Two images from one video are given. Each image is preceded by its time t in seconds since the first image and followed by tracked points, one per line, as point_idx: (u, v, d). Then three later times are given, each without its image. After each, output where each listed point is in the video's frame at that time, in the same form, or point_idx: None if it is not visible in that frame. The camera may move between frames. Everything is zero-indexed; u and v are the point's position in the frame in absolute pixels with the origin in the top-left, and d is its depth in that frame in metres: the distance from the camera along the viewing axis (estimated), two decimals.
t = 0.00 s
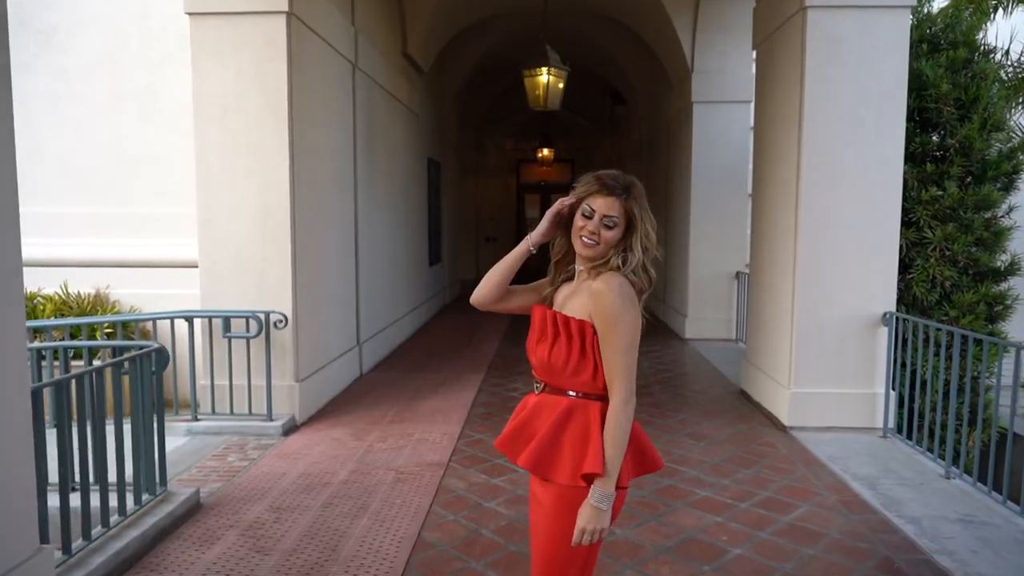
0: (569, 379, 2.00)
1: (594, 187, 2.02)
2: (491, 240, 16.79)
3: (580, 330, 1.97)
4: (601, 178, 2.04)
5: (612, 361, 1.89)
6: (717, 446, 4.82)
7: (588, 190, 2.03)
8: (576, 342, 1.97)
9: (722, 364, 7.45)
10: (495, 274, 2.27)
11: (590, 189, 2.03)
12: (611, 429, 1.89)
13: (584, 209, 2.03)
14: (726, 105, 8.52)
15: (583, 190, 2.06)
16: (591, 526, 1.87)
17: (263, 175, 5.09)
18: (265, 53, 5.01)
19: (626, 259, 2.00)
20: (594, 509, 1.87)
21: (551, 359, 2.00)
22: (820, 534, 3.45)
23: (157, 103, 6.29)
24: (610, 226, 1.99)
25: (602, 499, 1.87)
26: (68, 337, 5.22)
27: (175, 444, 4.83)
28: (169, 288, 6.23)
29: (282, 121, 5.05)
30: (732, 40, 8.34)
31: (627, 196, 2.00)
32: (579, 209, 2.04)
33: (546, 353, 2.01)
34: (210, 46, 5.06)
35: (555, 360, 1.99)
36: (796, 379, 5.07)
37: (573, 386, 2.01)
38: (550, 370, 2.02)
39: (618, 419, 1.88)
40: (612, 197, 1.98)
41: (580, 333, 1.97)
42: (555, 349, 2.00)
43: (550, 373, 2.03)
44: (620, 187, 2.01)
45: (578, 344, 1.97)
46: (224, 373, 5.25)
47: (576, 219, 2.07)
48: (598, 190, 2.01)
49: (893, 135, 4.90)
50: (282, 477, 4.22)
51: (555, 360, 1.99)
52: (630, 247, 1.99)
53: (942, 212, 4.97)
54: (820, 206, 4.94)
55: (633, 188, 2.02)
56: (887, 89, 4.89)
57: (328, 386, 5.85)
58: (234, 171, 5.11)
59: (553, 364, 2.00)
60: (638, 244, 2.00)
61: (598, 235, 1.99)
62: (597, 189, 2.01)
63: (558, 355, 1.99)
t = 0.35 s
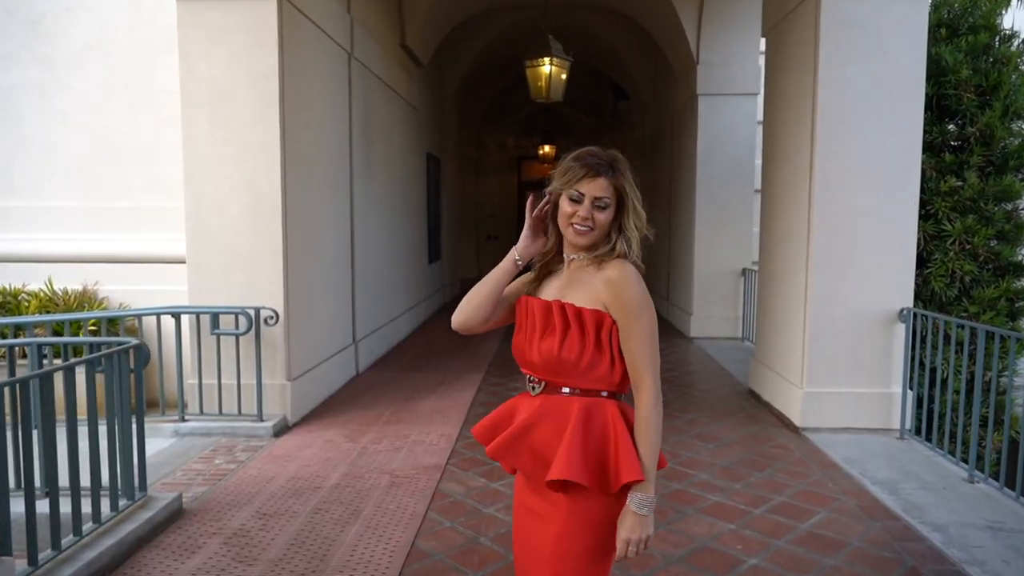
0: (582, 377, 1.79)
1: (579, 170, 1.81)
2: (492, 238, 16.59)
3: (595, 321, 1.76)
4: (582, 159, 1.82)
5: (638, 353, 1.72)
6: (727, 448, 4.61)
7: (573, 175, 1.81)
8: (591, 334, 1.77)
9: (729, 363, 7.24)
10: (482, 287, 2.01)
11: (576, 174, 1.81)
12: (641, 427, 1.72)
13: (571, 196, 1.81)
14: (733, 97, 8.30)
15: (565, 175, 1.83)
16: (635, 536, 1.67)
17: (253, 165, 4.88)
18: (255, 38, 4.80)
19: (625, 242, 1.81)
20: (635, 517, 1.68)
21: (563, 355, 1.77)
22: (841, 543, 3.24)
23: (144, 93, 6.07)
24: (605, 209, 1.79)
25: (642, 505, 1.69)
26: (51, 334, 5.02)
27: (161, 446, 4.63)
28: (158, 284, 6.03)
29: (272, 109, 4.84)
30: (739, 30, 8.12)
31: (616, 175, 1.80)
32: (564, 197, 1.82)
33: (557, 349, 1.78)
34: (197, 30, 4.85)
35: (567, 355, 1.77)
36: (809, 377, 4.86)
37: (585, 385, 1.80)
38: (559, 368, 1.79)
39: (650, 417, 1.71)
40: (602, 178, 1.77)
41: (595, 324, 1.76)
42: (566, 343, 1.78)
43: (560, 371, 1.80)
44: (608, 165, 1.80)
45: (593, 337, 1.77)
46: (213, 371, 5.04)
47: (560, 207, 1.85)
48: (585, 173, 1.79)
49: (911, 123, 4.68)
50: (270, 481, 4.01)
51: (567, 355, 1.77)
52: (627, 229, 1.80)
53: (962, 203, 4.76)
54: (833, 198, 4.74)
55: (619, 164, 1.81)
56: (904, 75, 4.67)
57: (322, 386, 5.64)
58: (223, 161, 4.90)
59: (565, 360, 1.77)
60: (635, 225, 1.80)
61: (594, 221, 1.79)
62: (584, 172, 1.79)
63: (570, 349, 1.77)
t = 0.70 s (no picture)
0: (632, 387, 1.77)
1: (556, 170, 1.76)
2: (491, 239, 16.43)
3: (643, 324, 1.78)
4: (550, 159, 1.78)
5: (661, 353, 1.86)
6: (733, 457, 4.44)
7: (550, 177, 1.75)
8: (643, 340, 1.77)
9: (733, 366, 7.07)
10: (469, 318, 1.74)
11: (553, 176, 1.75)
12: (669, 425, 1.85)
13: (554, 199, 1.75)
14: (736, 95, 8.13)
15: (539, 180, 1.77)
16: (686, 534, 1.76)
17: (242, 163, 4.71)
18: (244, 31, 4.63)
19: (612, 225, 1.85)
20: (683, 515, 1.76)
21: (631, 363, 1.72)
22: (858, 560, 3.07)
23: (133, 88, 5.90)
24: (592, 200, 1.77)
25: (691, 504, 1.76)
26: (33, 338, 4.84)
27: (145, 455, 4.45)
28: (147, 286, 5.86)
29: (262, 104, 4.67)
30: (743, 26, 7.94)
31: (587, 163, 1.79)
32: (548, 201, 1.76)
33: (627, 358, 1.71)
34: (184, 23, 4.68)
35: (632, 364, 1.73)
36: (818, 384, 4.69)
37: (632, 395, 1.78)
38: (623, 378, 1.73)
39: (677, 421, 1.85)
40: (580, 171, 1.75)
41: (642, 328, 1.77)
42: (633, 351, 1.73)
43: (619, 382, 1.73)
44: (577, 157, 1.78)
45: (645, 343, 1.77)
46: (201, 377, 4.87)
47: (541, 213, 1.78)
48: (564, 171, 1.75)
49: (924, 119, 4.52)
50: (258, 493, 3.84)
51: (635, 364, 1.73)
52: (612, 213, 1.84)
53: (977, 202, 4.59)
54: (843, 197, 4.57)
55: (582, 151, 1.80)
56: (917, 70, 4.51)
57: (315, 391, 5.47)
58: (211, 159, 4.73)
59: (630, 369, 1.72)
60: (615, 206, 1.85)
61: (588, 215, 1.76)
62: (563, 171, 1.75)
63: (635, 358, 1.74)
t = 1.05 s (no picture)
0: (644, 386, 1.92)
1: (563, 168, 1.70)
2: (486, 240, 16.29)
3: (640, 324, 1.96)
4: (552, 158, 1.71)
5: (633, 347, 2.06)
6: (738, 468, 4.30)
7: (561, 178, 1.69)
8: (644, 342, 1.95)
9: (733, 371, 6.94)
10: (596, 355, 1.58)
11: (561, 175, 1.69)
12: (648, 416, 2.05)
13: (565, 200, 1.70)
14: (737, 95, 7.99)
15: (545, 181, 1.70)
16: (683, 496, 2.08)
17: (229, 164, 4.55)
18: (231, 27, 4.47)
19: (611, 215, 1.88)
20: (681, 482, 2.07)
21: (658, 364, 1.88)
22: None
23: (118, 87, 5.72)
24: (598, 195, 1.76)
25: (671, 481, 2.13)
26: (12, 345, 4.66)
27: (128, 467, 4.28)
28: (133, 290, 5.68)
29: (249, 103, 4.51)
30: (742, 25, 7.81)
31: (586, 157, 1.77)
32: (559, 204, 1.70)
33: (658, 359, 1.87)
34: (169, 19, 4.51)
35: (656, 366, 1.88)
36: (825, 392, 4.56)
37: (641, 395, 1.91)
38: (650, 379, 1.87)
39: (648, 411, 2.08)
40: (586, 167, 1.72)
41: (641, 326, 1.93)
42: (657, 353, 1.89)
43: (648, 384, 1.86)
44: (577, 153, 1.75)
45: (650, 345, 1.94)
46: (187, 385, 4.69)
47: (555, 217, 1.71)
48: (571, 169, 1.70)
49: (934, 119, 4.39)
50: (244, 509, 3.68)
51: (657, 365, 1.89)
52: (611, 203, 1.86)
53: (988, 205, 4.46)
54: (850, 200, 4.44)
55: (578, 146, 1.78)
56: (928, 69, 4.38)
57: (305, 399, 5.31)
58: (198, 160, 4.57)
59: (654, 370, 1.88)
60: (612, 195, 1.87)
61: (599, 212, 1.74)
62: (571, 169, 1.70)
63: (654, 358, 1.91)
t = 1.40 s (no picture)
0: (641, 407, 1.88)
1: (579, 172, 1.59)
2: (467, 240, 16.20)
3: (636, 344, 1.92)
4: (564, 163, 1.60)
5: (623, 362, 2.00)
6: (725, 474, 4.21)
7: (579, 184, 1.57)
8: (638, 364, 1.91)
9: (716, 373, 6.87)
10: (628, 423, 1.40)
11: (577, 181, 1.57)
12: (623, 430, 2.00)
13: (583, 209, 1.59)
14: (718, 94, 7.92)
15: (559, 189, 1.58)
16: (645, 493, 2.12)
17: (197, 162, 4.37)
18: (199, 20, 4.29)
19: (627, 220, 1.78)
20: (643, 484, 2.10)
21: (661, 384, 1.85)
22: None
23: (82, 82, 5.50)
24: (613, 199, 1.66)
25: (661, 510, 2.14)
26: None
27: (91, 480, 4.09)
28: (99, 294, 5.46)
29: (218, 99, 4.33)
30: (724, 23, 7.75)
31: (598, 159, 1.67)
32: (578, 212, 1.58)
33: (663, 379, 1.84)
34: (133, 10, 4.31)
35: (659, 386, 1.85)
36: (811, 395, 4.48)
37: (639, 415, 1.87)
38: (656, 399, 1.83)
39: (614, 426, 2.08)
40: (601, 170, 1.62)
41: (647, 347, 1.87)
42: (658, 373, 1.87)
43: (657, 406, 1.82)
44: (589, 155, 1.64)
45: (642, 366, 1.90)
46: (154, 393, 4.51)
47: (576, 228, 1.60)
48: (588, 174, 1.59)
49: (920, 118, 4.33)
50: (213, 523, 3.51)
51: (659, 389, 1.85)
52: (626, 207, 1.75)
53: (974, 205, 4.41)
54: (836, 200, 4.37)
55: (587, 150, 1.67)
56: (914, 66, 4.32)
57: (279, 405, 5.14)
58: (164, 159, 4.38)
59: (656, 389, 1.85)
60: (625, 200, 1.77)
61: (618, 217, 1.64)
62: (587, 173, 1.59)
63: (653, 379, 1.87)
